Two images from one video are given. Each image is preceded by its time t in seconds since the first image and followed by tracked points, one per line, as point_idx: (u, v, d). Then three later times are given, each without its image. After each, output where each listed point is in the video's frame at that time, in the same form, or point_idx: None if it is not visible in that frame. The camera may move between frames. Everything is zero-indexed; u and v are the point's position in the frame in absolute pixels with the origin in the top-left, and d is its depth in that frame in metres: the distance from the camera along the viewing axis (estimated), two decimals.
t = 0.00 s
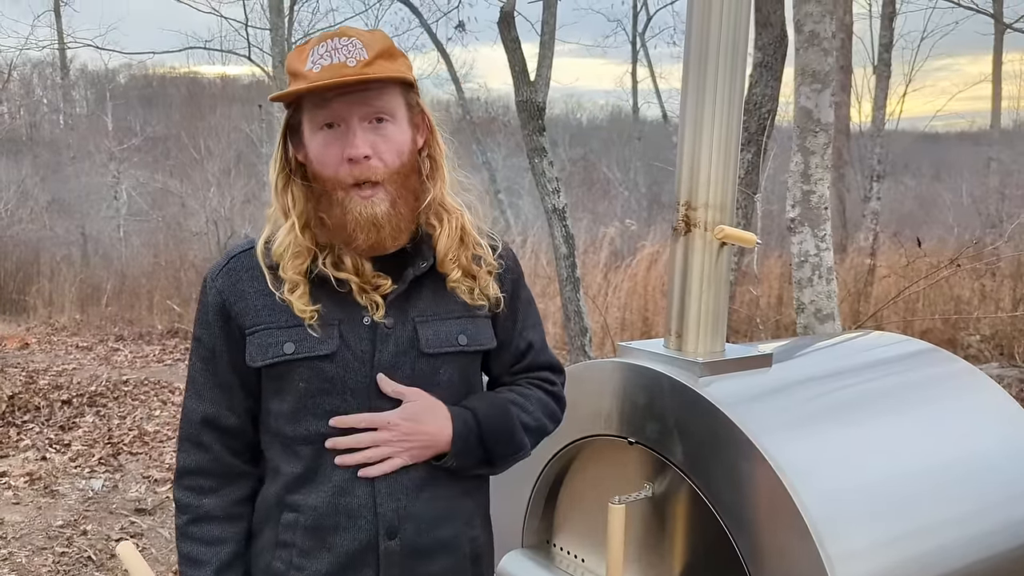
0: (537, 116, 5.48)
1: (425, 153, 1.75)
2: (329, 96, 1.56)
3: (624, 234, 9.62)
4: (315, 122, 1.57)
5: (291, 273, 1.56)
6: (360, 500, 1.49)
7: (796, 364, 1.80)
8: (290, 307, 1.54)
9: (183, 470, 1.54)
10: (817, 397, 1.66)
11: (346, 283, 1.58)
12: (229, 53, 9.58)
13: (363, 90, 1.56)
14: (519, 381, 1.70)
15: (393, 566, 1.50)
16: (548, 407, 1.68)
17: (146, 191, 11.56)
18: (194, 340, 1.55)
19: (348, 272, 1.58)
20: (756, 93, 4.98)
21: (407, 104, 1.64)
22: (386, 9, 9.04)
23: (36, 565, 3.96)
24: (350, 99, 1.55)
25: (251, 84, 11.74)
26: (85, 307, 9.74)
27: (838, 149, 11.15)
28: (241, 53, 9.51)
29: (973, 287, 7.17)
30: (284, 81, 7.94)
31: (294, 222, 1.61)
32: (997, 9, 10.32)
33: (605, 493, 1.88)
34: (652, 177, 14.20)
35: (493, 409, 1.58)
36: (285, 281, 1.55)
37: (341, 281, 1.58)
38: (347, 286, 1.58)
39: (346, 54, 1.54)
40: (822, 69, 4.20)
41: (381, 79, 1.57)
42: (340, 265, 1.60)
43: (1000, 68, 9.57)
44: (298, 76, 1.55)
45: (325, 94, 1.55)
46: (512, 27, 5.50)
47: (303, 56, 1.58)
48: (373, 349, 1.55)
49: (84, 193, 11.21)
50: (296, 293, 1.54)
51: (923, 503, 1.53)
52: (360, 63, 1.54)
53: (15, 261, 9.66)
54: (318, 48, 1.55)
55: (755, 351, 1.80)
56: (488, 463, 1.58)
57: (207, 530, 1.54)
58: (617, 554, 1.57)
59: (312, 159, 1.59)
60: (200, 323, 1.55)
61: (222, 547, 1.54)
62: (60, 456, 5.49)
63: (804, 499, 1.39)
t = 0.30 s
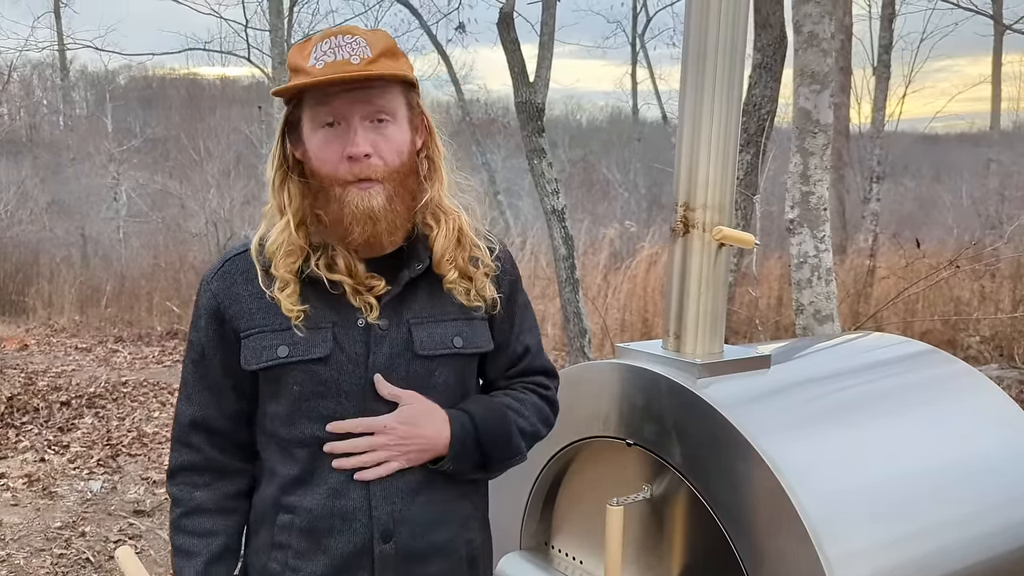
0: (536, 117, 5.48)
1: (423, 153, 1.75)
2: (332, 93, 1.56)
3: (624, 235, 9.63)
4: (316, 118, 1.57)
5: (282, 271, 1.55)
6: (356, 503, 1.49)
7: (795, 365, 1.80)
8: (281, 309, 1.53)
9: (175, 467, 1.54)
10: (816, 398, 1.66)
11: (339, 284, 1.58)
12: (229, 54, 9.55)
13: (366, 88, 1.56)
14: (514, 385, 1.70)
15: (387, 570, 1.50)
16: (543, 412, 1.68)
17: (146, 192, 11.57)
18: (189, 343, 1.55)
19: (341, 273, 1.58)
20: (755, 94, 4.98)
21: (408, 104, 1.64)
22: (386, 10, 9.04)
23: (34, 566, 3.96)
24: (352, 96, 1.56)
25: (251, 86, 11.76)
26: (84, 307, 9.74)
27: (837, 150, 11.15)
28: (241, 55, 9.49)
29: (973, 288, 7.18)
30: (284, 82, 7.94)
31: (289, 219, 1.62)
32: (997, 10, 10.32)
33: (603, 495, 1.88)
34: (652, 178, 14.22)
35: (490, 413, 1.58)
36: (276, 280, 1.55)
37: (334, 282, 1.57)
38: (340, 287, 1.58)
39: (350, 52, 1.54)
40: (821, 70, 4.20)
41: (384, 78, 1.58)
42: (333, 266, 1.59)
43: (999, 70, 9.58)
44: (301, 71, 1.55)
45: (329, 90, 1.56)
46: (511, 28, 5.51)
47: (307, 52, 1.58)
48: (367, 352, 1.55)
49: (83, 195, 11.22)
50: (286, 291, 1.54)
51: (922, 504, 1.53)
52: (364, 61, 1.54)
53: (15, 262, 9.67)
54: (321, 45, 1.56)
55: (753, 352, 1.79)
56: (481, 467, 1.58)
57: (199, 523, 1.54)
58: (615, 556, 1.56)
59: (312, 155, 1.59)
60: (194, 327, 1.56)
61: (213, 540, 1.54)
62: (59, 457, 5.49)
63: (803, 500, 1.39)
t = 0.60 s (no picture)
0: (535, 119, 5.48)
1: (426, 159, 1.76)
2: (347, 85, 1.57)
3: (624, 237, 9.63)
4: (327, 108, 1.58)
5: (274, 264, 1.56)
6: (351, 506, 1.50)
7: (794, 367, 1.80)
8: (272, 304, 1.54)
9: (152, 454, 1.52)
10: (815, 400, 1.66)
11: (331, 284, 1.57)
12: (229, 56, 9.57)
13: (381, 85, 1.57)
14: (510, 388, 1.70)
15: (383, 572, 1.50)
16: (538, 416, 1.68)
17: (145, 194, 11.58)
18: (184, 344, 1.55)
19: (334, 272, 1.58)
20: (755, 95, 4.99)
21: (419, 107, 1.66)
22: (386, 12, 9.04)
23: (32, 569, 3.96)
24: (367, 90, 1.56)
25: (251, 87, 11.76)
26: (84, 310, 9.68)
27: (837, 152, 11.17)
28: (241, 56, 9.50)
29: (973, 289, 7.19)
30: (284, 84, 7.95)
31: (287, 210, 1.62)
32: (997, 12, 10.34)
33: (602, 497, 1.87)
34: (652, 180, 14.24)
35: (487, 415, 1.58)
36: (265, 271, 1.55)
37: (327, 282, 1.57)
38: (332, 287, 1.58)
39: (372, 47, 1.55)
40: (821, 72, 4.21)
41: (400, 78, 1.60)
42: (326, 264, 1.59)
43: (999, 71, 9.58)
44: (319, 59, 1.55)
45: (345, 83, 1.56)
46: (511, 30, 5.51)
47: (326, 42, 1.58)
48: (361, 353, 1.55)
49: (83, 197, 11.26)
50: (276, 283, 1.54)
51: (921, 507, 1.53)
52: (384, 58, 1.55)
53: (15, 264, 9.68)
54: (340, 36, 1.57)
55: (753, 355, 1.79)
56: (481, 471, 1.57)
57: (168, 503, 1.49)
58: (613, 558, 1.57)
59: (317, 146, 1.60)
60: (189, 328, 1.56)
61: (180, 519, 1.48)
62: (58, 459, 5.49)
63: (801, 502, 1.39)
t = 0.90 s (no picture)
0: (532, 124, 5.48)
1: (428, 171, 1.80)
2: (375, 90, 1.59)
3: (624, 241, 9.63)
4: (352, 110, 1.59)
5: (285, 263, 1.56)
6: (344, 513, 1.50)
7: (789, 373, 1.80)
8: (295, 303, 1.56)
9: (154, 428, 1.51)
10: (808, 406, 1.66)
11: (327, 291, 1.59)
12: (228, 61, 9.60)
13: (408, 96, 1.61)
14: (503, 394, 1.73)
15: None
16: (532, 421, 1.71)
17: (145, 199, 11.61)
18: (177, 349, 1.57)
19: (326, 277, 1.59)
20: (752, 100, 5.00)
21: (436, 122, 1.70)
22: (384, 17, 9.06)
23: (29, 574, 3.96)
24: (394, 99, 1.60)
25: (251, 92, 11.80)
26: (83, 315, 9.56)
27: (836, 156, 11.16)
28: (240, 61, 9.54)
29: (972, 293, 7.18)
30: (283, 88, 7.95)
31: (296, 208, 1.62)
32: (995, 17, 10.35)
33: (594, 503, 1.88)
34: (652, 184, 14.26)
35: (482, 422, 1.60)
36: (279, 269, 1.56)
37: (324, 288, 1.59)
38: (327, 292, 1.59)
39: (407, 58, 1.59)
40: (815, 77, 4.22)
41: (424, 92, 1.64)
42: (321, 269, 1.61)
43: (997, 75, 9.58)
44: (353, 59, 1.57)
45: (373, 87, 1.59)
46: (508, 35, 5.52)
47: (357, 44, 1.60)
48: (353, 359, 1.57)
49: (83, 202, 11.29)
50: (293, 283, 1.55)
51: (912, 511, 1.53)
52: (417, 70, 1.59)
53: (14, 268, 9.69)
54: (374, 43, 1.59)
55: (745, 360, 1.80)
56: (476, 478, 1.59)
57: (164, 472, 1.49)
58: (605, 564, 1.57)
59: (335, 147, 1.61)
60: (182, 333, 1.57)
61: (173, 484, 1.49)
62: (55, 464, 5.50)
63: (793, 507, 1.39)
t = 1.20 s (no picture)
0: (532, 127, 5.48)
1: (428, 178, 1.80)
2: (382, 103, 1.58)
3: (624, 245, 9.64)
4: (358, 122, 1.58)
5: (288, 275, 1.57)
6: (345, 519, 1.50)
7: (788, 376, 1.80)
8: (296, 316, 1.56)
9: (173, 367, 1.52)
10: (809, 410, 1.65)
11: (327, 300, 1.60)
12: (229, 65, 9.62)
13: (414, 110, 1.61)
14: (500, 397, 1.73)
15: None
16: (529, 423, 1.71)
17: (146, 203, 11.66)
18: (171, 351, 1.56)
19: (327, 287, 1.60)
20: (753, 103, 5.00)
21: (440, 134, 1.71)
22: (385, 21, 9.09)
23: None
24: (401, 112, 1.59)
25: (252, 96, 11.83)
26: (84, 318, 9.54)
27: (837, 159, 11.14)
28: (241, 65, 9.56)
29: (973, 296, 7.18)
30: (284, 92, 7.96)
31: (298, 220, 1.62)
32: (995, 21, 10.37)
33: (593, 508, 1.88)
34: (653, 188, 14.27)
35: (483, 427, 1.60)
36: (282, 282, 1.57)
37: (325, 298, 1.59)
38: (328, 301, 1.60)
39: (414, 71, 1.58)
40: (815, 80, 4.23)
41: (431, 105, 1.64)
42: (323, 278, 1.62)
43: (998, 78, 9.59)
44: (361, 72, 1.55)
45: (380, 100, 1.58)
46: (509, 39, 5.53)
47: (362, 53, 1.59)
48: (353, 365, 1.56)
49: (84, 206, 11.31)
50: (296, 296, 1.55)
51: (912, 515, 1.52)
52: (425, 85, 1.59)
53: (15, 272, 9.69)
54: (380, 56, 1.58)
55: (746, 364, 1.80)
56: (477, 483, 1.59)
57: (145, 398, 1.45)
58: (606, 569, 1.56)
59: (340, 160, 1.61)
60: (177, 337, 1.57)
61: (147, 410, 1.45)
62: (56, 468, 5.50)
63: (793, 513, 1.38)
